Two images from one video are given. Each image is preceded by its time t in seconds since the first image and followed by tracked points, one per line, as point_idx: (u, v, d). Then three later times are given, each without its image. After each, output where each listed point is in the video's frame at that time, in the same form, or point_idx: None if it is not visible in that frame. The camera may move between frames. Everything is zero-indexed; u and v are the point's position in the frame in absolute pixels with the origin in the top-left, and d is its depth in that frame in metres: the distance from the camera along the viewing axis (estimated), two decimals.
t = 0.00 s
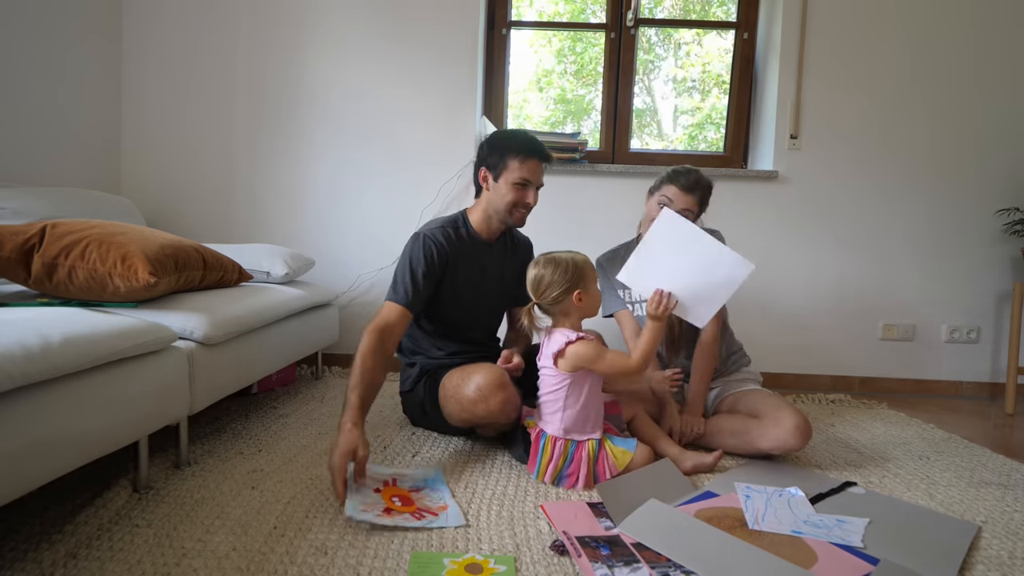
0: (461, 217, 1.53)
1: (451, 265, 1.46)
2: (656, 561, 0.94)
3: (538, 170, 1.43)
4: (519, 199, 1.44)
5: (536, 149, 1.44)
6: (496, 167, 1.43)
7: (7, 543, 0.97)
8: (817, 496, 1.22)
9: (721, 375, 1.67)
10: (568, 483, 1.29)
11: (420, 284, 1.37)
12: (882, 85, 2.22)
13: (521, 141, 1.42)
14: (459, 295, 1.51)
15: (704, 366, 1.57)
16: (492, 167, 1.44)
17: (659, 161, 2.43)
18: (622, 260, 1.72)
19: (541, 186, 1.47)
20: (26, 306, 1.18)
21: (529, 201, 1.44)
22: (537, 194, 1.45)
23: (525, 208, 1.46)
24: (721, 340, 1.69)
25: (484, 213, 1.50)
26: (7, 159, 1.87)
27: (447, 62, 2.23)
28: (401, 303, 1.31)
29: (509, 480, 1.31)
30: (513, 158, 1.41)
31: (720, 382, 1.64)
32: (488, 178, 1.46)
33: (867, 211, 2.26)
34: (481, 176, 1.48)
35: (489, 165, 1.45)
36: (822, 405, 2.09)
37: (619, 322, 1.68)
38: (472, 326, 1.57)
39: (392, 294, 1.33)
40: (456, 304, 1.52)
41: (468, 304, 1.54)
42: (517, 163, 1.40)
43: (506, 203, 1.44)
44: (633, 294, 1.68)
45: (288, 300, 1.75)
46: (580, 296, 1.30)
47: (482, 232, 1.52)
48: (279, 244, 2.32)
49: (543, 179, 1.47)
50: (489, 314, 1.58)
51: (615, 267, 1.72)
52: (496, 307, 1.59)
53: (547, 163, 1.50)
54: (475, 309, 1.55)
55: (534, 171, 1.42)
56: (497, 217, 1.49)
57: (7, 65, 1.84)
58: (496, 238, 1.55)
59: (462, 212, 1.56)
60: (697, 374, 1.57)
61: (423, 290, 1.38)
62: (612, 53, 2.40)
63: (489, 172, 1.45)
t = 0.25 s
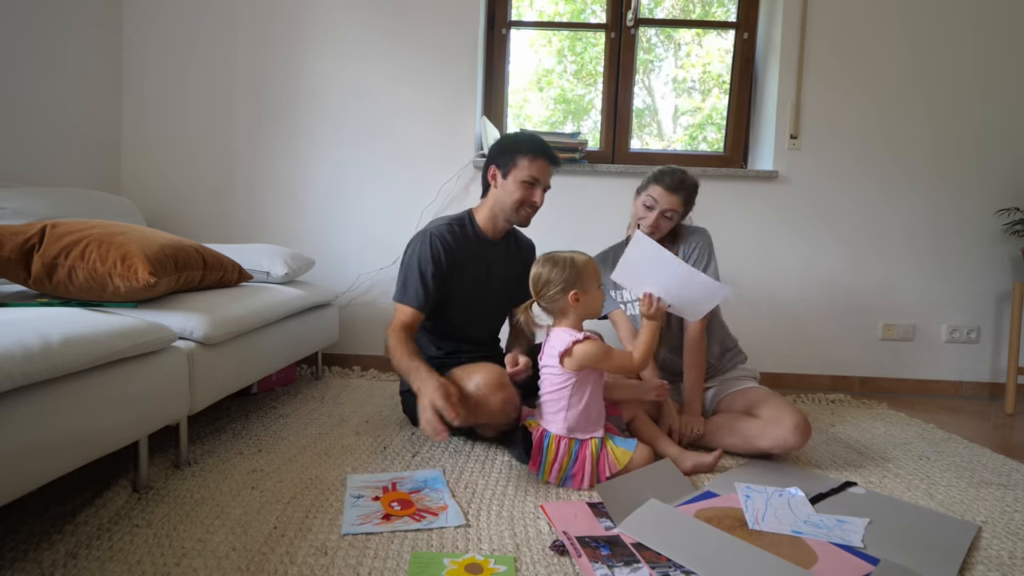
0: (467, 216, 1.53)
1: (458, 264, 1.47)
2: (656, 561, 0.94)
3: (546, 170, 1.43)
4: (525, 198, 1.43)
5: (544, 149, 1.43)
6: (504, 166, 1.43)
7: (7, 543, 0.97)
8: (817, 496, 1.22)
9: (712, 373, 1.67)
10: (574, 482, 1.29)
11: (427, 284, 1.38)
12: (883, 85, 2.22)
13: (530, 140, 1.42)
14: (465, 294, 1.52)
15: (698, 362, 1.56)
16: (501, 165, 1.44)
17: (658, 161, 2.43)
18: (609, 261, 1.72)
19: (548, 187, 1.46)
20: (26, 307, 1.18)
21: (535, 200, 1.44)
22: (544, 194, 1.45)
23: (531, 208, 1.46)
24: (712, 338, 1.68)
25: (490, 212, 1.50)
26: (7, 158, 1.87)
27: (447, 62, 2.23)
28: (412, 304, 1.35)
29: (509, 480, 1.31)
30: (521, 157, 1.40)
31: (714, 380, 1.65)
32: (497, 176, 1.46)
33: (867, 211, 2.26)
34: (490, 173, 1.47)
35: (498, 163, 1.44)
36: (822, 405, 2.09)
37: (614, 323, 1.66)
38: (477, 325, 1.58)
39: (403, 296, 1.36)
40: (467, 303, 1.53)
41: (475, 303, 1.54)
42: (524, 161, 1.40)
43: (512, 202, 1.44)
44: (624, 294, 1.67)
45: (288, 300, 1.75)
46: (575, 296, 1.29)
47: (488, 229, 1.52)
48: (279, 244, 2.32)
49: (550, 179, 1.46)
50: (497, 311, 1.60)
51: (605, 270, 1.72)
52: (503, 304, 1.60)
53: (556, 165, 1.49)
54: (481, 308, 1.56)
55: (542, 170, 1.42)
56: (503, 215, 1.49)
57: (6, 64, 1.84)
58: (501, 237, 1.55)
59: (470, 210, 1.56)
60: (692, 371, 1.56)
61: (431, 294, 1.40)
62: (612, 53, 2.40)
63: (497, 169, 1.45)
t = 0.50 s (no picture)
0: (475, 215, 1.54)
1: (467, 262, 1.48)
2: (656, 561, 0.94)
3: (553, 170, 1.43)
4: (531, 197, 1.43)
5: (551, 150, 1.43)
6: (512, 165, 1.43)
7: (7, 543, 0.97)
8: (817, 496, 1.22)
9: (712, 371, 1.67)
10: (575, 482, 1.28)
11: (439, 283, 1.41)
12: (883, 85, 2.22)
13: (538, 140, 1.43)
14: (475, 294, 1.52)
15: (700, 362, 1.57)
16: (508, 165, 1.44)
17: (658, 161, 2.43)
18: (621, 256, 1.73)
19: (555, 187, 1.46)
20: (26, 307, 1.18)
21: (541, 200, 1.44)
22: (550, 194, 1.45)
23: (537, 207, 1.46)
24: (713, 337, 1.68)
25: (497, 210, 1.51)
26: (7, 158, 1.86)
27: (447, 62, 2.23)
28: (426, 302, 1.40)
29: (509, 479, 1.31)
30: (528, 157, 1.41)
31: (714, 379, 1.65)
32: (504, 175, 1.46)
33: (866, 211, 2.26)
34: (497, 172, 1.48)
35: (506, 163, 1.44)
36: (822, 405, 2.09)
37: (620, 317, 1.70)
38: (487, 326, 1.58)
39: (418, 292, 1.40)
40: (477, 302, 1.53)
41: (486, 302, 1.55)
42: (531, 161, 1.41)
43: (519, 201, 1.44)
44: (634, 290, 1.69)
45: (288, 300, 1.75)
46: (562, 296, 1.27)
47: (495, 228, 1.53)
48: (279, 244, 2.32)
49: (557, 179, 1.46)
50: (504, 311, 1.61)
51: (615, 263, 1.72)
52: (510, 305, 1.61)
53: (562, 166, 1.49)
54: (490, 308, 1.56)
55: (549, 170, 1.42)
56: (509, 215, 1.49)
57: (5, 64, 1.84)
58: (507, 236, 1.56)
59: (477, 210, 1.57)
60: (693, 371, 1.57)
61: (443, 291, 1.42)
62: (612, 53, 2.40)
63: (504, 169, 1.45)
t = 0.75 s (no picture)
0: (477, 216, 1.54)
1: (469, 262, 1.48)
2: (656, 561, 0.94)
3: (554, 169, 1.43)
4: (532, 196, 1.43)
5: (553, 149, 1.43)
6: (513, 165, 1.43)
7: (7, 543, 0.97)
8: (817, 496, 1.22)
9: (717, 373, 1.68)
10: (575, 482, 1.28)
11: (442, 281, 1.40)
12: (883, 84, 2.22)
13: (539, 140, 1.43)
14: (476, 293, 1.52)
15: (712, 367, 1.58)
16: (509, 165, 1.44)
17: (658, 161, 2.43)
18: (645, 251, 1.73)
19: (557, 186, 1.46)
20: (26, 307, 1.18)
21: (541, 199, 1.44)
22: (552, 193, 1.44)
23: (538, 207, 1.45)
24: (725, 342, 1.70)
25: (499, 211, 1.51)
26: (7, 158, 1.86)
27: (447, 62, 2.23)
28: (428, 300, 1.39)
29: (509, 479, 1.31)
30: (529, 155, 1.41)
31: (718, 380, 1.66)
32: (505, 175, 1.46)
33: (867, 211, 2.25)
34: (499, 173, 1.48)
35: (507, 163, 1.45)
36: (823, 406, 2.09)
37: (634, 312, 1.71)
38: (487, 327, 1.58)
39: (422, 292, 1.39)
40: (479, 303, 1.53)
41: (488, 303, 1.55)
42: (532, 160, 1.41)
43: (520, 200, 1.44)
44: (655, 286, 1.69)
45: (288, 300, 1.75)
46: (562, 296, 1.28)
47: (497, 229, 1.53)
48: (279, 244, 2.31)
49: (559, 178, 1.45)
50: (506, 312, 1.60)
51: (638, 257, 1.73)
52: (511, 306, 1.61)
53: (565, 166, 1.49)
54: (492, 308, 1.56)
55: (550, 169, 1.42)
56: (511, 214, 1.49)
57: (5, 63, 1.84)
58: (509, 237, 1.56)
59: (480, 210, 1.58)
60: (704, 374, 1.58)
61: (447, 289, 1.41)
62: (612, 53, 2.40)
63: (505, 169, 1.46)
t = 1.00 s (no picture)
0: (477, 218, 1.54)
1: (468, 265, 1.48)
2: (656, 561, 0.94)
3: (554, 168, 1.43)
4: (531, 196, 1.43)
5: (552, 149, 1.43)
6: (512, 165, 1.44)
7: (6, 543, 0.97)
8: (817, 496, 1.22)
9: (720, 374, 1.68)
10: (575, 483, 1.28)
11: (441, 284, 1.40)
12: (883, 84, 2.22)
13: (537, 141, 1.43)
14: (476, 297, 1.52)
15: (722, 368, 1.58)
16: (509, 165, 1.45)
17: (658, 162, 2.43)
18: (668, 247, 1.71)
19: (557, 186, 1.46)
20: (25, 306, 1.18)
21: (541, 198, 1.43)
22: (551, 192, 1.44)
23: (538, 206, 1.45)
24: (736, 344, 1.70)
25: (498, 212, 1.51)
26: (7, 158, 1.86)
27: (447, 62, 2.23)
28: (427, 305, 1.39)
29: (509, 480, 1.31)
30: (527, 155, 1.41)
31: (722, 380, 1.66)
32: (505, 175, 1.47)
33: (867, 210, 2.25)
34: (499, 173, 1.49)
35: (507, 164, 1.45)
36: (823, 406, 2.09)
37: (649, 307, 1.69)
38: (487, 329, 1.58)
39: (422, 296, 1.39)
40: (478, 305, 1.53)
41: (489, 305, 1.55)
42: (531, 159, 1.41)
43: (519, 199, 1.44)
44: (675, 283, 1.68)
45: (288, 300, 1.75)
46: (563, 296, 1.27)
47: (496, 231, 1.53)
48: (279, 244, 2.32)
49: (558, 178, 1.45)
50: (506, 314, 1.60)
51: (659, 252, 1.71)
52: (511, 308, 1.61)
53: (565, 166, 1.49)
54: (492, 311, 1.56)
55: (549, 168, 1.42)
56: (510, 214, 1.48)
57: (5, 63, 1.84)
58: (509, 239, 1.56)
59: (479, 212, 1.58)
60: (712, 374, 1.58)
61: (447, 293, 1.41)
62: (612, 53, 2.40)
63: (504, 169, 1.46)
